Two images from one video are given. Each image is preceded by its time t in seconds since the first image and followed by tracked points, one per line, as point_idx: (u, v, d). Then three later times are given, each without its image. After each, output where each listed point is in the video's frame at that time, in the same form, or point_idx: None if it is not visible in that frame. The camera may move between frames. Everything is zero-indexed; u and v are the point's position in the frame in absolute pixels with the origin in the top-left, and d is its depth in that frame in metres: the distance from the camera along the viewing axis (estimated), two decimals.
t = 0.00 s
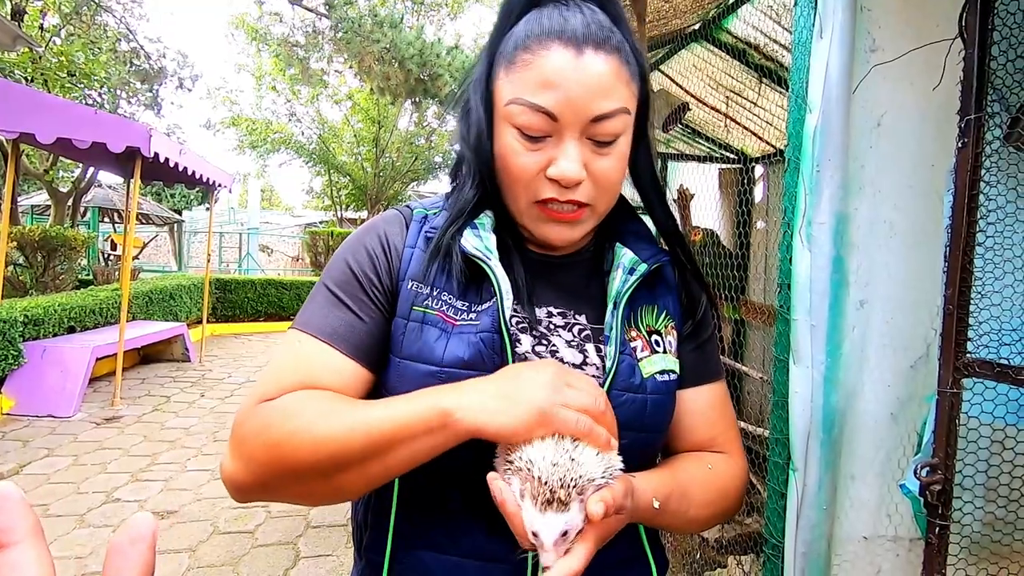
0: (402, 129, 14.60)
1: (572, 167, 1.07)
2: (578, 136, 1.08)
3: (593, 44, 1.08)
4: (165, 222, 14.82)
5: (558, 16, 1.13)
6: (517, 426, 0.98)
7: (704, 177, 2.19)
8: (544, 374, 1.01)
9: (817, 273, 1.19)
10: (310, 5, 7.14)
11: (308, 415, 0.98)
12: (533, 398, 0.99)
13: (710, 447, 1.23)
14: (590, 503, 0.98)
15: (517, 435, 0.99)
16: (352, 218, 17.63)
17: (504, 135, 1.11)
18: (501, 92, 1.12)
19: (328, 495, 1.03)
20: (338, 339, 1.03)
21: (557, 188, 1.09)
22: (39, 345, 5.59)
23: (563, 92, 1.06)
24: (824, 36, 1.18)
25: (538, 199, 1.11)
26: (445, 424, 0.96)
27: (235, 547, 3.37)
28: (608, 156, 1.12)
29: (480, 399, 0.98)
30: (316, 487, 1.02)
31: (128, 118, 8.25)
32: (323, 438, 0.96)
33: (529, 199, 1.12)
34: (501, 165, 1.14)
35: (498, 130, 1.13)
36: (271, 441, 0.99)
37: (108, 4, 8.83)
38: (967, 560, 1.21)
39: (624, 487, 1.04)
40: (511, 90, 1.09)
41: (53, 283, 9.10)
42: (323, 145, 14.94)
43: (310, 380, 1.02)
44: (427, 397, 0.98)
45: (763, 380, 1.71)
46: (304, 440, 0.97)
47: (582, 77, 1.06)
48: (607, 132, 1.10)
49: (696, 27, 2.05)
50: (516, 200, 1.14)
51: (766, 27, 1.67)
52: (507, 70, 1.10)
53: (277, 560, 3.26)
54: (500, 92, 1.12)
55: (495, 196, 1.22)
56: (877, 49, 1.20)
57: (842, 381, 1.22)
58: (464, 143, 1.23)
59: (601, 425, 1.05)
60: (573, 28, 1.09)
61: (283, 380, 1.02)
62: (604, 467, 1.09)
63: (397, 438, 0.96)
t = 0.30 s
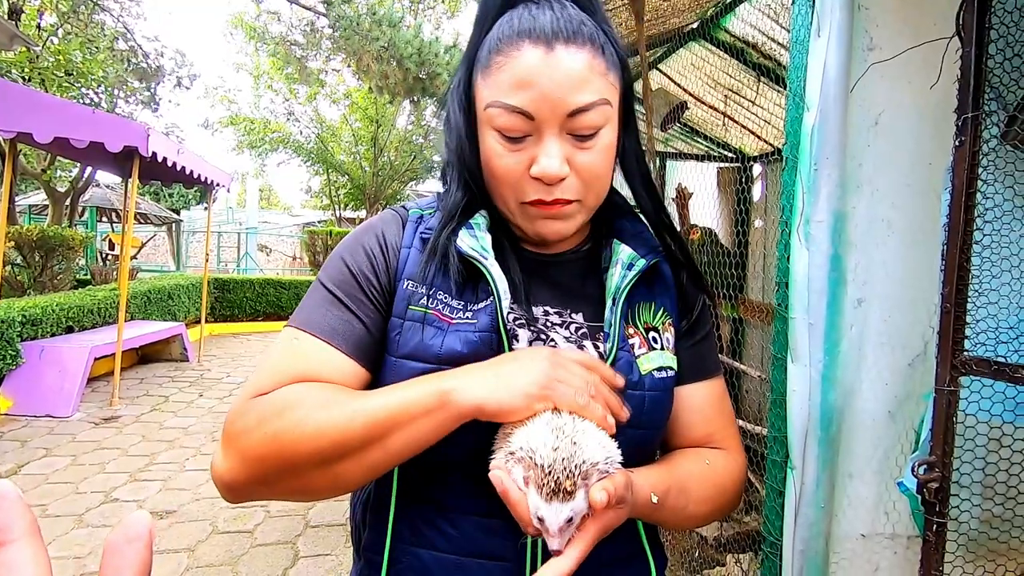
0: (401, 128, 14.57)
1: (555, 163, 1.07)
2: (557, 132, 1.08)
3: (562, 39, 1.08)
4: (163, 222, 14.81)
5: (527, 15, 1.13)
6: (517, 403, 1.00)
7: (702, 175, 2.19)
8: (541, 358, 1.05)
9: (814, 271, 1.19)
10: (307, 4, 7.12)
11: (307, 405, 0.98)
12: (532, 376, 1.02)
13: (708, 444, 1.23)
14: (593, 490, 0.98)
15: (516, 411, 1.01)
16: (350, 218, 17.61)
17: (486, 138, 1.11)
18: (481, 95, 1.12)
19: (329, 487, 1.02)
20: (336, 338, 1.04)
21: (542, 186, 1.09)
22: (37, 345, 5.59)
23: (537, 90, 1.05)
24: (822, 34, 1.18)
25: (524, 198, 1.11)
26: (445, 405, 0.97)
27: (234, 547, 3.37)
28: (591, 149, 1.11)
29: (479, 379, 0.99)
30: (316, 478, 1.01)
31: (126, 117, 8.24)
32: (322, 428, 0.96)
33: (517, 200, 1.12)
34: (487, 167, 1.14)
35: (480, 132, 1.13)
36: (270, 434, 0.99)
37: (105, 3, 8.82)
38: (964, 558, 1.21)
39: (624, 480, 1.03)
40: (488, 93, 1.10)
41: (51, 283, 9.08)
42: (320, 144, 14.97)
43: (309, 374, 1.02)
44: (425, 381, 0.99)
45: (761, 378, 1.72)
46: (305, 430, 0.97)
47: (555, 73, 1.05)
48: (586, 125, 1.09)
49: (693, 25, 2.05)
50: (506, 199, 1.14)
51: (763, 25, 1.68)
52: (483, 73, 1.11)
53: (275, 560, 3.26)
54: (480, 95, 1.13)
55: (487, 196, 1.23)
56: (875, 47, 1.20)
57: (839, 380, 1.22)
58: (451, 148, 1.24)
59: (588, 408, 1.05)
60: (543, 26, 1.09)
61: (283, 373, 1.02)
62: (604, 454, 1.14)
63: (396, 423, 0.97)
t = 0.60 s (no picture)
0: (399, 126, 14.52)
1: (548, 161, 1.06)
2: (549, 130, 1.08)
3: (551, 36, 1.08)
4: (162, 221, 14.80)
5: (516, 14, 1.13)
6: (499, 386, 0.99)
7: (701, 172, 2.21)
8: (504, 319, 1.02)
9: (812, 269, 1.19)
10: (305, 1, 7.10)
11: (303, 410, 0.98)
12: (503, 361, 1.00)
13: (705, 441, 1.23)
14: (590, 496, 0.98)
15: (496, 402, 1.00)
16: (349, 216, 17.59)
17: (479, 138, 1.12)
18: (474, 95, 1.12)
19: (326, 490, 1.02)
20: (331, 340, 1.04)
21: (535, 185, 1.09)
22: (36, 344, 5.59)
23: (528, 88, 1.05)
24: (819, 32, 1.18)
25: (519, 196, 1.11)
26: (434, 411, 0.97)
27: (234, 545, 3.37)
28: (585, 146, 1.10)
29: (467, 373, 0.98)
30: (314, 482, 1.01)
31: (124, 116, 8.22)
32: (318, 434, 0.97)
33: (512, 199, 1.12)
34: (481, 167, 1.14)
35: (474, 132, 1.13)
36: (267, 437, 0.99)
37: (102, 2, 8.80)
38: (961, 554, 1.21)
39: (622, 481, 1.04)
40: (481, 92, 1.10)
41: (49, 283, 9.07)
42: (319, 143, 14.97)
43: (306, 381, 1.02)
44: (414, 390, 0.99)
45: (759, 376, 1.72)
46: (300, 437, 0.97)
47: (545, 71, 1.06)
48: (578, 121, 1.09)
49: (692, 23, 2.04)
50: (500, 199, 1.14)
51: (761, 22, 1.68)
52: (476, 74, 1.11)
53: (275, 558, 3.26)
54: (472, 95, 1.13)
55: (481, 197, 1.23)
56: (872, 45, 1.20)
57: (836, 377, 1.22)
58: (443, 149, 1.24)
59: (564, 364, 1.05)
60: (532, 24, 1.09)
61: (276, 380, 1.02)
62: (604, 465, 1.04)
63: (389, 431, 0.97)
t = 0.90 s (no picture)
0: (398, 125, 14.50)
1: (548, 161, 1.06)
2: (549, 130, 1.08)
3: (552, 36, 1.08)
4: (161, 220, 14.79)
5: (517, 12, 1.13)
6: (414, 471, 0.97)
7: (701, 171, 2.22)
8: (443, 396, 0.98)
9: (812, 268, 1.19)
10: None
11: (290, 431, 1.03)
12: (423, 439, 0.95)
13: (705, 439, 1.24)
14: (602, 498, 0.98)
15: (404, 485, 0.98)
16: (348, 215, 17.60)
17: (479, 137, 1.11)
18: (473, 94, 1.12)
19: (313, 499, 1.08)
20: (321, 346, 1.07)
21: (534, 185, 1.08)
22: (35, 343, 5.60)
23: (528, 87, 1.05)
24: (819, 30, 1.18)
25: (519, 197, 1.11)
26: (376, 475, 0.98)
27: (234, 544, 3.37)
28: (584, 148, 1.10)
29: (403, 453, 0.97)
30: (301, 494, 1.07)
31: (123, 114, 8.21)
32: (296, 456, 1.01)
33: (511, 198, 1.12)
34: (480, 167, 1.14)
35: (473, 131, 1.13)
36: (260, 450, 1.05)
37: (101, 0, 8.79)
38: (961, 551, 1.22)
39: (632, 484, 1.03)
40: (480, 92, 1.10)
41: (48, 281, 9.06)
42: (318, 141, 14.97)
43: (296, 397, 1.06)
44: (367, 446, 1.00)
45: (759, 374, 1.72)
46: (283, 455, 1.02)
47: (544, 74, 1.05)
48: (578, 121, 1.09)
49: (692, 22, 2.04)
50: (498, 198, 1.14)
51: (761, 21, 1.68)
52: (476, 73, 1.11)
53: (275, 557, 3.26)
54: (472, 94, 1.13)
55: (478, 196, 1.24)
56: (873, 43, 1.20)
57: (836, 375, 1.23)
58: (440, 147, 1.24)
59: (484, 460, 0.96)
60: (533, 23, 1.09)
61: (270, 394, 1.06)
62: (615, 468, 1.02)
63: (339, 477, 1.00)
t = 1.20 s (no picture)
0: (399, 124, 14.51)
1: (543, 161, 1.06)
2: (544, 130, 1.08)
3: (545, 35, 1.08)
4: (161, 219, 14.79)
5: (510, 11, 1.13)
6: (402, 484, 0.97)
7: (701, 171, 2.22)
8: (435, 408, 0.97)
9: (812, 267, 1.19)
10: None
11: (289, 436, 1.04)
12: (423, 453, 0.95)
13: (704, 439, 1.24)
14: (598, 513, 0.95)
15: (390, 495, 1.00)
16: (348, 215, 17.60)
17: (474, 137, 1.12)
18: (469, 94, 1.12)
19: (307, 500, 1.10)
20: (323, 347, 1.08)
21: (530, 185, 1.09)
22: (35, 343, 5.60)
23: (521, 87, 1.05)
24: (820, 29, 1.18)
25: (515, 196, 1.11)
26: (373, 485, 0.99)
27: (234, 543, 3.37)
28: (579, 147, 1.10)
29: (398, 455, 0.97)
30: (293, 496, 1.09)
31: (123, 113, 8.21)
32: (291, 458, 1.03)
33: (507, 198, 1.12)
34: (476, 167, 1.14)
35: (469, 131, 1.13)
36: (260, 450, 1.06)
37: None
38: (961, 551, 1.22)
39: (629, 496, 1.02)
40: (474, 92, 1.10)
41: (48, 281, 9.06)
42: (318, 140, 14.96)
43: (300, 399, 1.08)
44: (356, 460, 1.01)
45: (760, 373, 1.72)
46: (279, 457, 1.04)
47: (537, 73, 1.05)
48: (573, 121, 1.09)
49: (692, 21, 2.04)
50: (495, 198, 1.14)
51: (761, 20, 1.68)
52: (470, 73, 1.11)
53: (275, 556, 3.26)
54: (468, 95, 1.13)
55: (476, 195, 1.24)
56: (874, 42, 1.20)
57: (837, 374, 1.23)
58: (436, 146, 1.25)
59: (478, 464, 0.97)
60: (526, 22, 1.09)
61: (274, 394, 1.08)
62: (610, 481, 1.01)
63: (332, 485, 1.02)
